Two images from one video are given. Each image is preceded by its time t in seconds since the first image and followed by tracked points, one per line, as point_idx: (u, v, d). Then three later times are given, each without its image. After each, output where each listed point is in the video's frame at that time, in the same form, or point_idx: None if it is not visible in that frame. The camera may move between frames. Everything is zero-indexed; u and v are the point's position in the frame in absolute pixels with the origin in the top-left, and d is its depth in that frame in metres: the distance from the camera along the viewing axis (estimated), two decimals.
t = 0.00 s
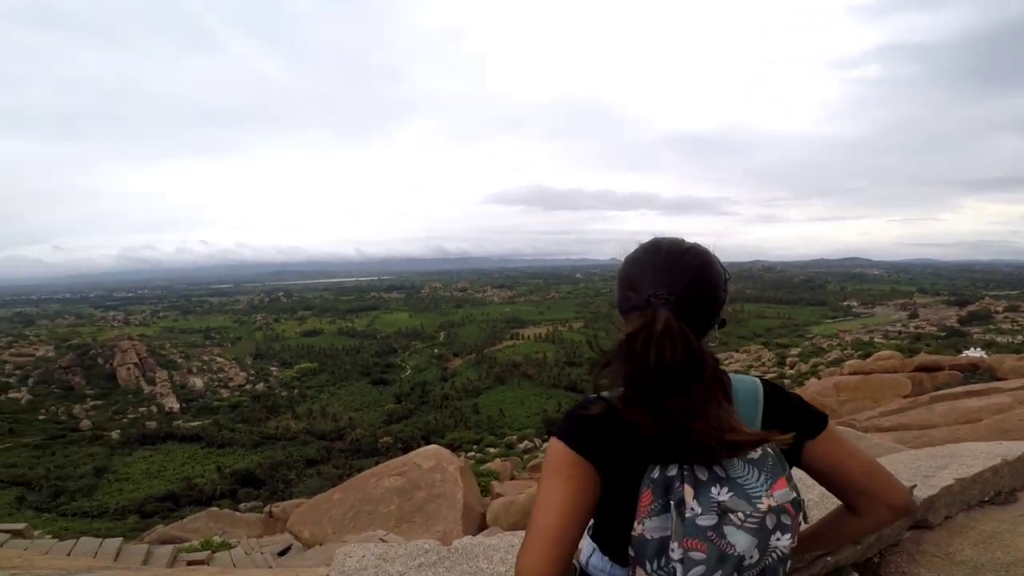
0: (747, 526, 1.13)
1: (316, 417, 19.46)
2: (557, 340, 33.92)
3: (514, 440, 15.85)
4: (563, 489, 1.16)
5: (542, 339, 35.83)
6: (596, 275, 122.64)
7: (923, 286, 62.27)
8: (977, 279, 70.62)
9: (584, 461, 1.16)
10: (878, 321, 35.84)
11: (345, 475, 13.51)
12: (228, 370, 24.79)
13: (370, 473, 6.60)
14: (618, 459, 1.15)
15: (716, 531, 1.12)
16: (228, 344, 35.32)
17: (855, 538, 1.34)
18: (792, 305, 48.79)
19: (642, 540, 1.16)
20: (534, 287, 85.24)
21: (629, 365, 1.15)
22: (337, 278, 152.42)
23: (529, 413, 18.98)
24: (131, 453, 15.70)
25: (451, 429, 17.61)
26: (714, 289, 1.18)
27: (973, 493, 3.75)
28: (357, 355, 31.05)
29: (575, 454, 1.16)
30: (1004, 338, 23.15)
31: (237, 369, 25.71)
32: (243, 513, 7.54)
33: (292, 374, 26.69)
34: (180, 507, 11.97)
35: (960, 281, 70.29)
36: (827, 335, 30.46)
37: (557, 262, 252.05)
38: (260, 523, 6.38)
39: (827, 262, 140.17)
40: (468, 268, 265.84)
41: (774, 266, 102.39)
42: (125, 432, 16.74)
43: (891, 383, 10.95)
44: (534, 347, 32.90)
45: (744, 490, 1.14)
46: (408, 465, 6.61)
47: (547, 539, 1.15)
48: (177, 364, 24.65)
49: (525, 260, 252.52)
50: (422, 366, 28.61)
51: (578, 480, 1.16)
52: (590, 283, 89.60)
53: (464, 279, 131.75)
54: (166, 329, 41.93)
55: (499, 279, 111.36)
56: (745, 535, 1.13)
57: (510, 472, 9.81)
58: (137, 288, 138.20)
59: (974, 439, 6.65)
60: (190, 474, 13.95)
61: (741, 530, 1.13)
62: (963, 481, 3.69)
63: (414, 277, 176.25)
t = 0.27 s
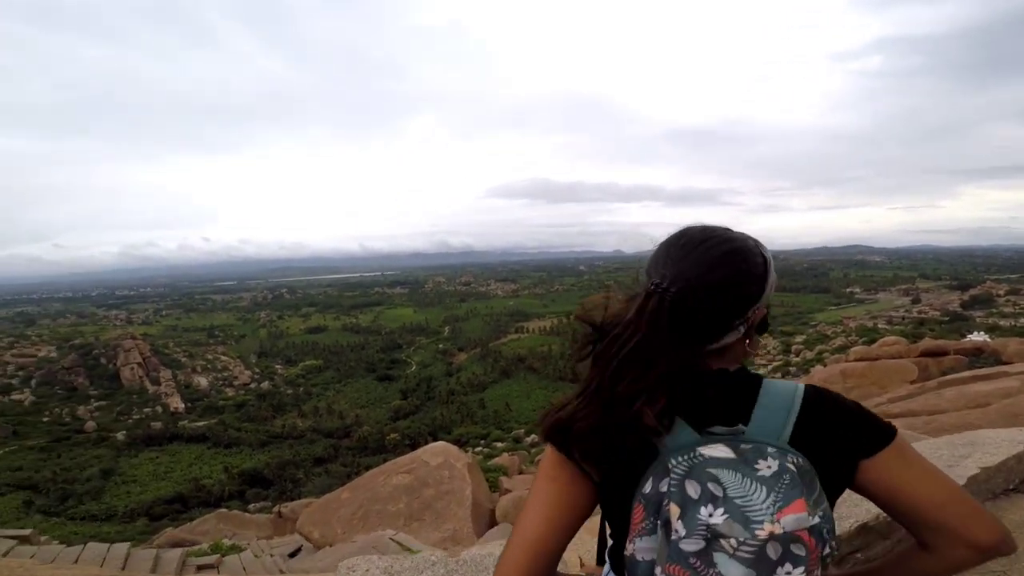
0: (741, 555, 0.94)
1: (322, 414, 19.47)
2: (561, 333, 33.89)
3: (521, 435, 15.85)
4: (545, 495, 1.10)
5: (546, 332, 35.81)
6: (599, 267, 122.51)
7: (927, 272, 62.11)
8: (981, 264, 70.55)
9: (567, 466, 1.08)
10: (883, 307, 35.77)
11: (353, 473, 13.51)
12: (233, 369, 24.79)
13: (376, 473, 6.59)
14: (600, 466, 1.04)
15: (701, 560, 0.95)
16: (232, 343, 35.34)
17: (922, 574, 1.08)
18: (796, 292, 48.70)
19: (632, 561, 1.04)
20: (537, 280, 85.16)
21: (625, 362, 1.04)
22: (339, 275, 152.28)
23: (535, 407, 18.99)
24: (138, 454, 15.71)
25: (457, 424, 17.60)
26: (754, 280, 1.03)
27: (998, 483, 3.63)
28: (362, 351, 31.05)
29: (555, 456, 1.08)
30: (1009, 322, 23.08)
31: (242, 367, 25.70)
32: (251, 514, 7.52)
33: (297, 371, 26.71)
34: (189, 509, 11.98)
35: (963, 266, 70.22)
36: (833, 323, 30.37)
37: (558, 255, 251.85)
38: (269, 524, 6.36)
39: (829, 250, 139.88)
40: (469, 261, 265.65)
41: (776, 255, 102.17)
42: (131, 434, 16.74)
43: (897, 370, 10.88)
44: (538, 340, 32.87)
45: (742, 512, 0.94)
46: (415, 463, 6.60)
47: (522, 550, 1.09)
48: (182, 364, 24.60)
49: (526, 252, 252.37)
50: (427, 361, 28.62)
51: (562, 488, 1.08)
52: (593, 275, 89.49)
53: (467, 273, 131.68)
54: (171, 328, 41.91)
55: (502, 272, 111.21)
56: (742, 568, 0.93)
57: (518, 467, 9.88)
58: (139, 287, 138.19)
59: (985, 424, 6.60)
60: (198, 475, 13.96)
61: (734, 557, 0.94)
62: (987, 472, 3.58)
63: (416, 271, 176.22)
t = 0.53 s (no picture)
0: None
1: (316, 413, 19.42)
2: (554, 328, 34.01)
3: (516, 430, 15.96)
4: (565, 495, 1.07)
5: (538, 327, 35.91)
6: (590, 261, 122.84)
7: (914, 262, 62.91)
8: (965, 253, 71.54)
9: (596, 471, 1.04)
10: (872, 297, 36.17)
11: (349, 471, 13.51)
12: (225, 369, 24.65)
13: (371, 471, 6.61)
14: (632, 474, 1.01)
15: None
16: (224, 343, 35.12)
17: None
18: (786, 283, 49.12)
19: None
20: (529, 275, 85.27)
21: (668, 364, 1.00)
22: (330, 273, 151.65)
23: (528, 402, 19.09)
24: (131, 456, 15.59)
25: (452, 420, 17.64)
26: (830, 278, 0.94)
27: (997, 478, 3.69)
28: (354, 349, 30.99)
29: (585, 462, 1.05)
30: (995, 311, 23.43)
31: (234, 367, 25.56)
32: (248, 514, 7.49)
33: (290, 370, 26.61)
34: (184, 509, 11.94)
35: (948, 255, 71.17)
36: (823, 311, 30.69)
37: (549, 250, 252.19)
38: (265, 523, 6.35)
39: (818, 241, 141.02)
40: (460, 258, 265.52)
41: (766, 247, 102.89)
42: (124, 435, 16.63)
43: (889, 361, 11.02)
44: (531, 334, 32.94)
45: (773, 544, 0.86)
46: (410, 461, 6.63)
47: (535, 551, 1.05)
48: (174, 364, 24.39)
49: (517, 248, 252.49)
50: (420, 358, 28.63)
51: (586, 491, 1.06)
52: (584, 269, 89.72)
53: (458, 269, 131.61)
54: (161, 330, 41.57)
55: (493, 268, 111.20)
56: None
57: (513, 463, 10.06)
58: (128, 288, 136.80)
59: (978, 416, 6.69)
60: (193, 476, 13.89)
61: None
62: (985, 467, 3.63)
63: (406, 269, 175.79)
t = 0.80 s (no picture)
0: None
1: (323, 408, 19.62)
2: (560, 327, 34.07)
3: (519, 428, 16.23)
4: (671, 522, 0.97)
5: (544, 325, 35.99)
6: (599, 259, 122.64)
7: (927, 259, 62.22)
8: (979, 252, 70.66)
9: (705, 504, 0.94)
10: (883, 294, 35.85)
11: (354, 466, 13.66)
12: (234, 364, 24.95)
13: (375, 467, 6.70)
14: (754, 509, 0.91)
15: None
16: (233, 339, 35.52)
17: None
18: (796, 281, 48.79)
19: None
20: (536, 273, 85.41)
21: (802, 384, 0.91)
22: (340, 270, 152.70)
23: (533, 400, 19.20)
24: (140, 449, 15.82)
25: (457, 418, 17.76)
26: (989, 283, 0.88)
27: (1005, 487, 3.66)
28: (361, 346, 31.24)
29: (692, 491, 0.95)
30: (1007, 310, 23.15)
31: (243, 362, 25.85)
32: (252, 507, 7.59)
33: (298, 366, 26.89)
34: (190, 501, 12.13)
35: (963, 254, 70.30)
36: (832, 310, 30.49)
37: (559, 248, 252.03)
38: (268, 517, 6.45)
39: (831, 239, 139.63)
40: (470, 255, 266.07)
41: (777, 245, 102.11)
42: (135, 428, 16.89)
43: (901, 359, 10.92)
44: (537, 332, 33.03)
45: None
46: (414, 459, 6.70)
47: None
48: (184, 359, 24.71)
49: (527, 245, 252.57)
50: (426, 355, 28.81)
51: (691, 524, 0.95)
52: (592, 267, 89.65)
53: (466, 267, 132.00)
54: (171, 325, 42.13)
55: (502, 266, 111.41)
56: None
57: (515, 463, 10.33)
58: (142, 284, 138.55)
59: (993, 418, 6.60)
60: (201, 469, 14.09)
61: None
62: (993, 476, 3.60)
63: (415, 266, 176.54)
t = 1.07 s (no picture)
0: None
1: (337, 403, 19.88)
2: (576, 330, 33.95)
3: (531, 430, 16.38)
4: (785, 550, 1.05)
5: (561, 327, 35.87)
6: (621, 262, 121.86)
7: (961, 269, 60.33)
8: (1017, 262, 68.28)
9: (823, 522, 1.03)
10: (912, 303, 34.87)
11: (364, 463, 13.80)
12: (253, 357, 25.42)
13: (385, 465, 6.76)
14: (874, 529, 1.01)
15: None
16: (253, 332, 36.18)
17: None
18: (822, 289, 47.79)
19: None
20: (556, 275, 85.23)
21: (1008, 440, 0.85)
22: (361, 267, 154.40)
23: (546, 403, 19.24)
24: (158, 437, 16.21)
25: (469, 418, 17.86)
26: None
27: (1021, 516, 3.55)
28: (378, 343, 31.52)
29: (813, 510, 1.03)
30: None
31: (262, 355, 26.29)
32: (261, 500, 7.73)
33: (315, 361, 27.27)
34: (202, 491, 12.42)
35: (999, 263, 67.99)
36: (858, 320, 29.75)
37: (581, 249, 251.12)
38: (277, 509, 6.57)
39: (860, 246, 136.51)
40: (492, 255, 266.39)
41: (804, 251, 100.12)
42: (154, 417, 17.30)
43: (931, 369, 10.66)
44: (554, 335, 32.94)
45: None
46: (424, 457, 6.75)
47: None
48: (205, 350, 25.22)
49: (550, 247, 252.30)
50: (441, 354, 29.00)
51: (802, 544, 1.04)
52: (613, 270, 89.11)
53: (486, 267, 132.30)
54: (195, 316, 43.07)
55: (522, 267, 111.42)
56: None
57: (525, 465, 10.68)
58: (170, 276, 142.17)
59: None
60: (214, 459, 14.38)
61: None
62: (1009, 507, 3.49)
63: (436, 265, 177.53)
